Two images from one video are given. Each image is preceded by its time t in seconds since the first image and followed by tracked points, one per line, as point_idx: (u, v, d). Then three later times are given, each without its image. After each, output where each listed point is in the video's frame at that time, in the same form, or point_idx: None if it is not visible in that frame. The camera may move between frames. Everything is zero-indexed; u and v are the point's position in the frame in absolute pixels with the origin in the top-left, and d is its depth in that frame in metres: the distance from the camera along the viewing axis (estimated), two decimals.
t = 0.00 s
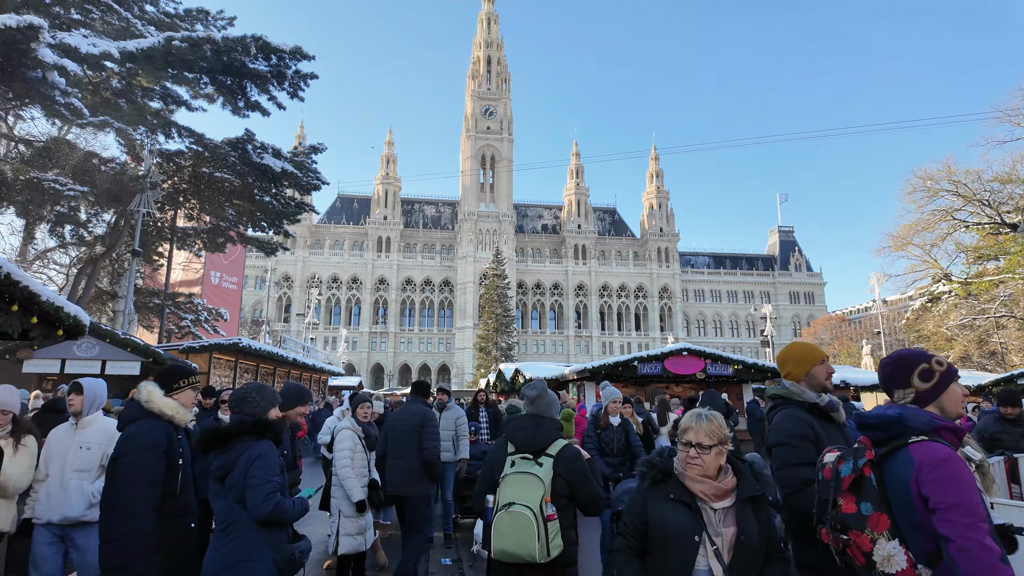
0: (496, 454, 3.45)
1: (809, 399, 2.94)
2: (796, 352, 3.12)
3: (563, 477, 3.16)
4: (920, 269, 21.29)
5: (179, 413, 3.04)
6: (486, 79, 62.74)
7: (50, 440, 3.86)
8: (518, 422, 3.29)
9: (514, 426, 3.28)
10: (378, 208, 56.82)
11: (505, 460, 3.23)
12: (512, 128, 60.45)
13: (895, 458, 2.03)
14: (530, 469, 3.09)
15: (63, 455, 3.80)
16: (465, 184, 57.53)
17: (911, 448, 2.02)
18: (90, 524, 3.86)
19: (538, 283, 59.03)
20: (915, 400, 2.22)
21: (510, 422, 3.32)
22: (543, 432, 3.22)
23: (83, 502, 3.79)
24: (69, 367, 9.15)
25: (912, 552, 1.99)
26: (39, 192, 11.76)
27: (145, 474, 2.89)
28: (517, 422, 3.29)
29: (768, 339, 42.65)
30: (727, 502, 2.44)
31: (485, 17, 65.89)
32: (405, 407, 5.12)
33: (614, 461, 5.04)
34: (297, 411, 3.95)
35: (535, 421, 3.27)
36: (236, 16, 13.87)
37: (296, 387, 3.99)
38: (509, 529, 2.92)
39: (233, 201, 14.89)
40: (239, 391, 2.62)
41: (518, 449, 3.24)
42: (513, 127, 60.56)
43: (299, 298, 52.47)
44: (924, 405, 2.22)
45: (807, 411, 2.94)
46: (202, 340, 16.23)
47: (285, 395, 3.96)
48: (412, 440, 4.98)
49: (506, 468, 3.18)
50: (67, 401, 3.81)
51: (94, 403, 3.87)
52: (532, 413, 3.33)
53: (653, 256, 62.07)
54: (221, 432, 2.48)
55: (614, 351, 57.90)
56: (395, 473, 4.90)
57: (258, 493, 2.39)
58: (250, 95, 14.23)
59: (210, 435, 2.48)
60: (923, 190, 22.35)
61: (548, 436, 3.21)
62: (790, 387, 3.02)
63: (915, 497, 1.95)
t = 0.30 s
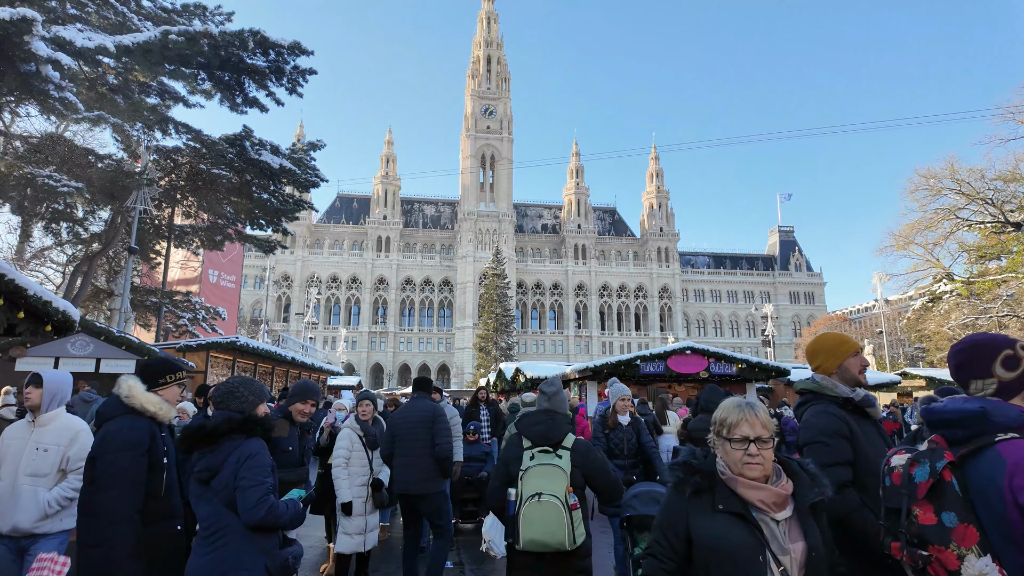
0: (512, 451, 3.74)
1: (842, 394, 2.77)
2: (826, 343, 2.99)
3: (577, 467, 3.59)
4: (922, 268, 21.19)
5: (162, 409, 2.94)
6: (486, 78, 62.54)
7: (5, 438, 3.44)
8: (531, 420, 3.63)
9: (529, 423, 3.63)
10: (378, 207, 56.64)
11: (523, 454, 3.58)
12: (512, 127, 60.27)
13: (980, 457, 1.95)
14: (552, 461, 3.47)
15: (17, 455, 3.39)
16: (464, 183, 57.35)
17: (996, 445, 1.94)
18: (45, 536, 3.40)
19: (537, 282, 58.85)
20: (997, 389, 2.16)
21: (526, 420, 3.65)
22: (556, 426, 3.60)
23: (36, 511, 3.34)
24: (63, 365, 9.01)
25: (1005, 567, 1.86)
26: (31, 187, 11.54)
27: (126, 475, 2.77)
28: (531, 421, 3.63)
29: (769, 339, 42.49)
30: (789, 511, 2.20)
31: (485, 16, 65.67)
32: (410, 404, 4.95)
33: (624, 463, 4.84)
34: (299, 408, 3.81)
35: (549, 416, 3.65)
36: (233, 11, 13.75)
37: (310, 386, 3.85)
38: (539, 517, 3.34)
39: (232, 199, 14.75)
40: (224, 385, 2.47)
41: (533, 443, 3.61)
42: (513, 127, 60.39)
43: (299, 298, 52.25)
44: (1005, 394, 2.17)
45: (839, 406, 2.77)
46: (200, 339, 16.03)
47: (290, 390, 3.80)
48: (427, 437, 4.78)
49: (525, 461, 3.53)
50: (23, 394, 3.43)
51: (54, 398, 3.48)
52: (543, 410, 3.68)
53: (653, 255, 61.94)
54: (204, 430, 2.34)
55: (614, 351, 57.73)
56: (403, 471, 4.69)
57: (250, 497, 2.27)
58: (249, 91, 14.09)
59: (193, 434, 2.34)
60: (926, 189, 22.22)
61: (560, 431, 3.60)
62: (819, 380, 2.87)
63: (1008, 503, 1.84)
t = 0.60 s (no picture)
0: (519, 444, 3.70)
1: (894, 384, 2.58)
2: (878, 328, 2.77)
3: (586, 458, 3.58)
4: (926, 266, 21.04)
5: (149, 402, 2.81)
6: (486, 77, 62.36)
7: None
8: (538, 413, 3.63)
9: (536, 416, 3.64)
10: (378, 206, 56.49)
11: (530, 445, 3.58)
12: (512, 126, 60.10)
13: None
14: (558, 452, 3.47)
15: None
16: (464, 182, 57.20)
17: None
18: None
19: (537, 281, 58.69)
20: None
21: (533, 412, 3.66)
22: (562, 417, 3.59)
23: None
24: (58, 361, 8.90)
25: None
26: (26, 181, 11.36)
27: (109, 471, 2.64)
28: (537, 414, 3.64)
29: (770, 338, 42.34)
30: (904, 546, 1.78)
31: (485, 14, 65.48)
32: (425, 398, 4.76)
33: (642, 465, 4.51)
34: (301, 403, 3.64)
35: (554, 409, 3.62)
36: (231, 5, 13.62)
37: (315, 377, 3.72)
38: (547, 507, 3.34)
39: (230, 195, 14.59)
40: (216, 376, 2.32)
41: (540, 436, 3.59)
42: (513, 126, 60.23)
43: (298, 296, 52.12)
44: None
45: (891, 398, 2.57)
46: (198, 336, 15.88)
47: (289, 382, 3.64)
48: (447, 434, 4.59)
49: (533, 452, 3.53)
50: None
51: (14, 387, 2.83)
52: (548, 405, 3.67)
53: (653, 254, 61.78)
54: (195, 424, 2.18)
55: (614, 350, 57.61)
56: (420, 467, 4.47)
57: (247, 501, 2.13)
58: (247, 86, 13.92)
59: (182, 429, 2.18)
60: (930, 186, 22.06)
61: (568, 422, 3.60)
62: (868, 370, 2.67)
63: None
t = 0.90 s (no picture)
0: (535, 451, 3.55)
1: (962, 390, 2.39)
2: (936, 333, 2.61)
3: (600, 465, 3.47)
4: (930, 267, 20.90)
5: (136, 410, 2.68)
6: (486, 77, 62.20)
7: None
8: (552, 420, 3.52)
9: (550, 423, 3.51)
10: (377, 206, 56.33)
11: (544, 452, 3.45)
12: (512, 126, 59.93)
13: None
14: (573, 459, 3.37)
15: None
16: (464, 182, 57.00)
17: None
18: None
19: (537, 282, 58.50)
20: None
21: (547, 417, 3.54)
22: (577, 425, 3.48)
23: None
24: (52, 362, 8.73)
25: None
26: (22, 179, 11.17)
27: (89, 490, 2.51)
28: (551, 420, 3.52)
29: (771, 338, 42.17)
30: None
31: (485, 14, 65.29)
32: (447, 401, 4.55)
33: (664, 479, 4.22)
34: (302, 407, 3.44)
35: (569, 416, 3.51)
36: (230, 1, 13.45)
37: (310, 378, 3.53)
38: (565, 512, 3.26)
39: (228, 193, 14.41)
40: (213, 383, 2.17)
41: (554, 443, 3.47)
42: (513, 126, 60.07)
43: (297, 296, 51.90)
44: None
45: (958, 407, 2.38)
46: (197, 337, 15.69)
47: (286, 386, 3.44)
48: (471, 441, 4.41)
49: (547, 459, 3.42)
50: None
51: None
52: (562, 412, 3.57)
53: (654, 255, 61.63)
54: (184, 436, 2.03)
55: (614, 350, 57.45)
56: (445, 474, 4.27)
57: (241, 519, 1.98)
58: (246, 84, 13.75)
59: (169, 442, 2.03)
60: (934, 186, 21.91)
61: (582, 430, 3.48)
62: (934, 377, 2.48)
63: None
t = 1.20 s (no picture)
0: (544, 440, 3.83)
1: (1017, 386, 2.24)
2: (985, 320, 2.41)
3: (604, 454, 3.76)
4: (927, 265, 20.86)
5: (109, 404, 2.61)
6: (483, 77, 62.02)
7: None
8: (563, 411, 3.78)
9: (560, 413, 3.79)
10: (374, 206, 56.17)
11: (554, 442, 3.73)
12: (509, 126, 59.81)
13: None
14: (582, 448, 3.66)
15: None
16: (461, 182, 56.82)
17: None
18: None
19: (535, 282, 58.35)
20: None
21: (557, 408, 3.82)
22: (585, 415, 3.77)
23: None
24: (41, 361, 8.58)
25: None
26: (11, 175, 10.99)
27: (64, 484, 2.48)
28: (561, 411, 3.78)
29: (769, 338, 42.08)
30: None
31: (482, 13, 65.12)
32: (452, 397, 4.40)
33: (683, 482, 3.62)
34: (293, 403, 3.23)
35: (578, 407, 3.79)
36: None
37: (299, 372, 3.35)
38: (576, 497, 3.54)
39: (223, 189, 14.22)
40: (189, 375, 2.07)
41: (564, 433, 3.75)
42: (510, 126, 59.96)
43: (294, 297, 51.66)
44: None
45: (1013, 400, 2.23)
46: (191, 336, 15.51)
47: (277, 381, 3.24)
48: (476, 441, 4.28)
49: (557, 448, 3.69)
50: None
51: None
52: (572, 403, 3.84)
53: (651, 254, 61.54)
54: (152, 430, 1.90)
55: (612, 350, 57.33)
56: (449, 475, 4.12)
57: (210, 523, 1.87)
58: (241, 80, 13.57)
59: (135, 436, 1.90)
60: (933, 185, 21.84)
61: (589, 421, 3.77)
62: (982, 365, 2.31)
63: None
